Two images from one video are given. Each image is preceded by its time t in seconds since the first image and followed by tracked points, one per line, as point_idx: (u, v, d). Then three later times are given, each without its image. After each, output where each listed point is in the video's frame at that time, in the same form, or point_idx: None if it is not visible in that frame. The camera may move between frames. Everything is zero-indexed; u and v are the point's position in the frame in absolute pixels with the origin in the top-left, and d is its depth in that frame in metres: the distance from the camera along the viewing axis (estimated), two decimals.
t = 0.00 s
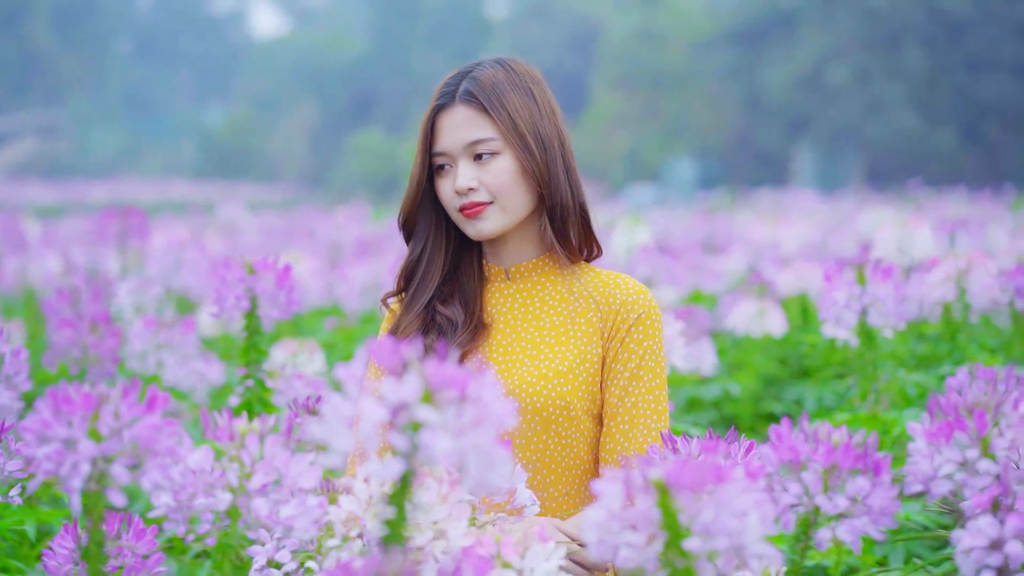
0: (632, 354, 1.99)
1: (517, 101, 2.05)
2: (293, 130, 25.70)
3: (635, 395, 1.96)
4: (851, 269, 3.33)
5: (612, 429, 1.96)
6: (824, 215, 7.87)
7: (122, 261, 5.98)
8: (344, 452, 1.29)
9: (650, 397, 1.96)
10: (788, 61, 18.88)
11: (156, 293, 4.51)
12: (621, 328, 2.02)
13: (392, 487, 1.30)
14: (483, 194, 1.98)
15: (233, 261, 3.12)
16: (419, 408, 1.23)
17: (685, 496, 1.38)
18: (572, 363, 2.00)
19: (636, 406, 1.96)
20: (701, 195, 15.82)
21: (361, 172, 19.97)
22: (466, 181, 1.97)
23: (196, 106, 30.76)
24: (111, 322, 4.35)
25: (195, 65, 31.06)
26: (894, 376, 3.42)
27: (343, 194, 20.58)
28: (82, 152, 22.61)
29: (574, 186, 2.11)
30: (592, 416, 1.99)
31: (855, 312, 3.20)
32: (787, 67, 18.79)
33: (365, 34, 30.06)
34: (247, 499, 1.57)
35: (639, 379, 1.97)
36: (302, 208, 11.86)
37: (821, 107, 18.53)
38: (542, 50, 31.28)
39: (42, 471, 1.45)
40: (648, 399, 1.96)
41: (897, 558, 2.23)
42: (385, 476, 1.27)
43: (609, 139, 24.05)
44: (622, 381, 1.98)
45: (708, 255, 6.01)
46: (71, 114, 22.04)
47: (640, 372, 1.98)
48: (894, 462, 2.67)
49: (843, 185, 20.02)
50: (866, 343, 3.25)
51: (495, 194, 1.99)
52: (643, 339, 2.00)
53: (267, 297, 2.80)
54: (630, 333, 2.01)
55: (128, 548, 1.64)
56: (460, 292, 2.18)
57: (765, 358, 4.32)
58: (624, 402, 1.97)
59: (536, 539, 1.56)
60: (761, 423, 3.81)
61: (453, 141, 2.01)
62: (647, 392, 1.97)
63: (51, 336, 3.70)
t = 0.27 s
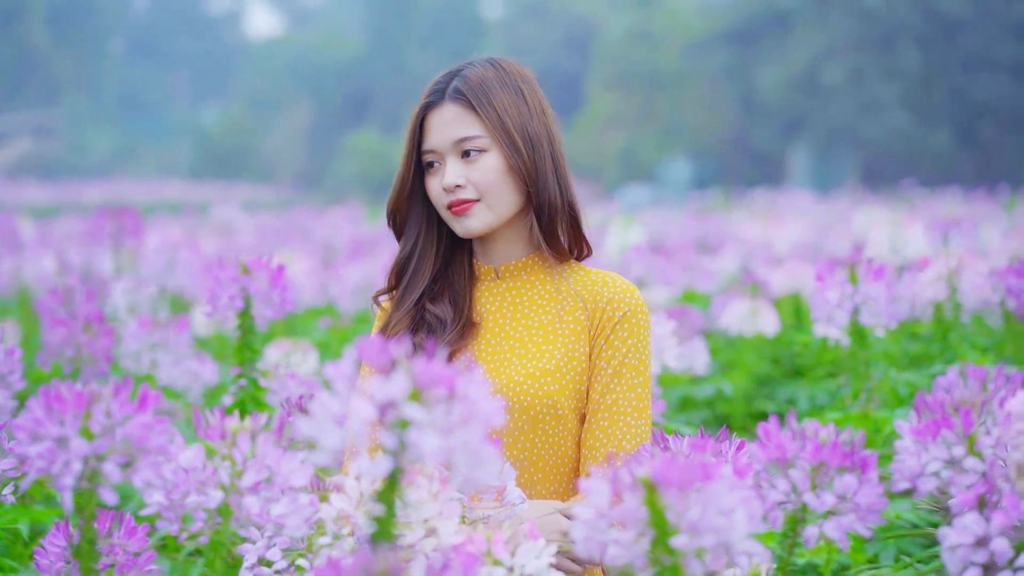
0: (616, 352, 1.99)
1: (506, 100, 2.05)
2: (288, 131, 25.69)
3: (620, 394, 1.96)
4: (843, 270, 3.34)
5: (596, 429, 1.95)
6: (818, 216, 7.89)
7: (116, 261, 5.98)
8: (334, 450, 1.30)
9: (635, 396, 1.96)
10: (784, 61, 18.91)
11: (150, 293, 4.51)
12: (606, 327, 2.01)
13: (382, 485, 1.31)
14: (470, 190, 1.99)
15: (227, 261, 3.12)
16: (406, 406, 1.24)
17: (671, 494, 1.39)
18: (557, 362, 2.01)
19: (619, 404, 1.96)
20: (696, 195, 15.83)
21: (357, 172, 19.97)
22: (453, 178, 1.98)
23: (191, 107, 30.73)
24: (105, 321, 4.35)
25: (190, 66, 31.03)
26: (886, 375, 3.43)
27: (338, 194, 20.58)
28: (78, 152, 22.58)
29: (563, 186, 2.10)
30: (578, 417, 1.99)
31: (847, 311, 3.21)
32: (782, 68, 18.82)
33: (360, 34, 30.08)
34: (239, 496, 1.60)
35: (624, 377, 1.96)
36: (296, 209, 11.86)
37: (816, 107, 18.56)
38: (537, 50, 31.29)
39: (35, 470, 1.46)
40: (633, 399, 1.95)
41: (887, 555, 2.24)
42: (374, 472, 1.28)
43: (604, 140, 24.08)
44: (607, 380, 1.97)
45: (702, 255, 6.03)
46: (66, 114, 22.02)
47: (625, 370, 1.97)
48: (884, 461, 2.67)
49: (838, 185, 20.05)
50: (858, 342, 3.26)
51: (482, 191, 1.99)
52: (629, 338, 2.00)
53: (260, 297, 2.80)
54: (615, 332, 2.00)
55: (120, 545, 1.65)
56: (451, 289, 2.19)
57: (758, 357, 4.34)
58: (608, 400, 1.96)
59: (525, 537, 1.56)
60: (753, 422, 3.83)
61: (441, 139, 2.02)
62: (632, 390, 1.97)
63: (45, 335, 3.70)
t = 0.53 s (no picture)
0: (601, 350, 1.99)
1: (495, 99, 2.05)
2: (285, 130, 25.67)
3: (604, 393, 1.97)
4: (835, 269, 3.36)
5: (580, 429, 1.95)
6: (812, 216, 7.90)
7: (111, 261, 5.97)
8: (320, 448, 1.30)
9: (618, 396, 1.96)
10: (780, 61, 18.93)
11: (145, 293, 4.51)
12: (591, 325, 2.02)
13: (368, 481, 1.32)
14: (458, 189, 1.99)
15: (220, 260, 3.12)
16: (392, 405, 1.25)
17: (658, 493, 1.40)
18: (546, 361, 2.01)
19: (603, 403, 1.96)
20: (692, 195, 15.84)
21: (353, 172, 19.96)
22: (441, 177, 1.98)
23: (188, 107, 30.70)
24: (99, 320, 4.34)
25: (186, 65, 30.99)
26: (878, 374, 3.45)
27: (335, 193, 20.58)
28: (74, 151, 22.55)
29: (553, 187, 2.10)
30: (565, 415, 1.99)
31: (839, 310, 3.23)
32: (778, 68, 18.84)
33: (356, 34, 30.08)
34: (230, 496, 1.60)
35: (607, 376, 1.97)
36: (291, 209, 11.85)
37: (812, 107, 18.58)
38: (533, 50, 31.30)
39: (26, 469, 1.46)
40: (619, 400, 1.96)
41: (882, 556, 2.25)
42: (360, 472, 1.29)
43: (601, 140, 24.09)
44: (591, 379, 1.98)
45: (696, 255, 6.04)
46: (63, 115, 22.02)
47: (609, 370, 1.98)
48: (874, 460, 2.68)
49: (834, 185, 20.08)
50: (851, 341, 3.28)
51: (469, 190, 1.99)
52: (614, 339, 2.00)
53: (254, 296, 2.80)
54: (601, 333, 2.00)
55: (111, 544, 1.65)
56: (441, 289, 2.18)
57: (751, 357, 4.35)
58: (593, 398, 1.97)
59: (515, 536, 1.57)
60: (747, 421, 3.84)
61: (430, 137, 2.02)
62: (618, 391, 1.97)
63: (40, 334, 3.68)
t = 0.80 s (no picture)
0: (586, 349, 2.00)
1: (485, 99, 2.05)
2: (282, 130, 25.67)
3: (589, 392, 1.97)
4: (828, 269, 3.38)
5: (565, 429, 1.96)
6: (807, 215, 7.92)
7: (106, 261, 5.96)
8: (309, 447, 1.30)
9: (603, 397, 1.97)
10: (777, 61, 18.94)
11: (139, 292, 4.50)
12: (578, 324, 2.03)
13: (355, 479, 1.32)
14: (446, 188, 2.00)
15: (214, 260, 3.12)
16: (379, 404, 1.26)
17: (648, 491, 1.41)
18: (533, 360, 2.02)
19: (589, 404, 1.97)
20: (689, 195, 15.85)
21: (350, 172, 19.96)
22: (429, 175, 1.99)
23: (185, 107, 30.69)
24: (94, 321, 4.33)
25: (183, 65, 30.96)
26: (871, 374, 3.46)
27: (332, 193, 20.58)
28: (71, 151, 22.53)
29: (542, 187, 2.10)
30: (551, 415, 2.00)
31: (832, 310, 3.25)
32: (775, 68, 18.86)
33: (353, 34, 30.07)
34: (219, 495, 1.61)
35: (592, 375, 1.98)
36: (288, 209, 11.85)
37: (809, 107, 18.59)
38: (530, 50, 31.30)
39: (16, 468, 1.47)
40: (604, 399, 1.97)
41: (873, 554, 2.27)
42: (347, 471, 1.30)
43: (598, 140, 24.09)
44: (577, 377, 1.99)
45: (691, 255, 6.04)
46: (60, 116, 22.01)
47: (594, 369, 1.99)
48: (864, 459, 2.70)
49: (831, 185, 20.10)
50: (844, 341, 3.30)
51: (457, 189, 2.00)
52: (601, 339, 2.01)
53: (248, 296, 2.80)
54: (588, 334, 2.01)
55: (101, 544, 1.65)
56: (432, 287, 2.19)
57: (745, 356, 4.36)
58: (578, 397, 1.97)
59: (505, 535, 1.57)
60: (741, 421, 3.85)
61: (420, 135, 2.03)
62: (605, 390, 1.98)
63: (34, 335, 3.68)
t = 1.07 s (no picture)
0: (571, 345, 2.00)
1: (474, 98, 2.06)
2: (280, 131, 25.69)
3: (576, 389, 1.97)
4: (820, 269, 3.40)
5: (552, 427, 1.96)
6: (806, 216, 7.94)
7: (103, 260, 5.96)
8: (299, 446, 1.30)
9: (589, 394, 1.98)
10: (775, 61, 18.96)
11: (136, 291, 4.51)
12: (564, 320, 2.03)
13: (347, 476, 1.33)
14: (433, 186, 2.00)
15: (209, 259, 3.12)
16: (370, 402, 1.26)
17: (637, 487, 1.42)
18: (522, 358, 2.02)
19: (576, 401, 1.97)
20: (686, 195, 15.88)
21: (349, 172, 19.96)
22: (417, 173, 1.99)
23: (183, 108, 30.71)
24: (90, 320, 4.35)
25: (181, 65, 30.97)
26: (864, 373, 3.46)
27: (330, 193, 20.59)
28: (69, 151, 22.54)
29: (531, 186, 2.10)
30: (540, 412, 2.00)
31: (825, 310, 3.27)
32: (773, 68, 18.88)
33: (351, 35, 30.09)
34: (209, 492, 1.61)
35: (578, 371, 1.98)
36: (286, 209, 11.87)
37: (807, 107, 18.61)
38: (528, 50, 31.33)
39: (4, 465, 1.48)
40: (589, 397, 1.97)
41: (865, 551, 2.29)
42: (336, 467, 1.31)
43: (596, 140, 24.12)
44: (562, 374, 1.99)
45: (687, 255, 6.06)
46: (58, 116, 21.99)
47: (581, 366, 1.99)
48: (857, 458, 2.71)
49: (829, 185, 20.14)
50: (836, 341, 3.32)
51: (444, 187, 2.00)
52: (586, 338, 2.01)
53: (242, 296, 2.81)
54: (572, 332, 2.01)
55: (93, 541, 1.66)
56: (422, 284, 2.19)
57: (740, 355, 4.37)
58: (566, 394, 1.97)
59: (495, 533, 1.57)
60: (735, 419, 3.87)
61: (409, 133, 2.04)
62: (588, 388, 1.98)
63: (30, 334, 3.69)
